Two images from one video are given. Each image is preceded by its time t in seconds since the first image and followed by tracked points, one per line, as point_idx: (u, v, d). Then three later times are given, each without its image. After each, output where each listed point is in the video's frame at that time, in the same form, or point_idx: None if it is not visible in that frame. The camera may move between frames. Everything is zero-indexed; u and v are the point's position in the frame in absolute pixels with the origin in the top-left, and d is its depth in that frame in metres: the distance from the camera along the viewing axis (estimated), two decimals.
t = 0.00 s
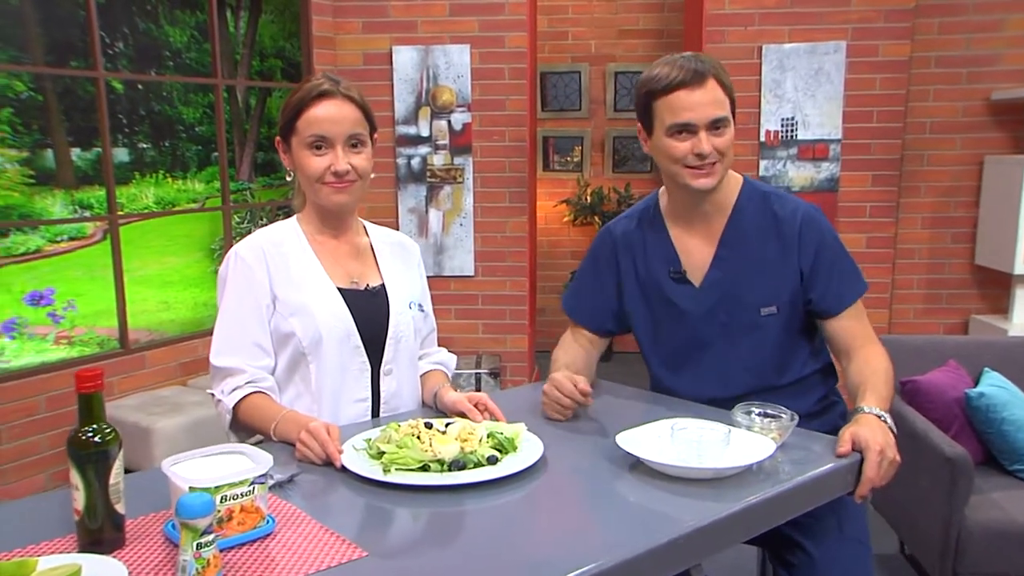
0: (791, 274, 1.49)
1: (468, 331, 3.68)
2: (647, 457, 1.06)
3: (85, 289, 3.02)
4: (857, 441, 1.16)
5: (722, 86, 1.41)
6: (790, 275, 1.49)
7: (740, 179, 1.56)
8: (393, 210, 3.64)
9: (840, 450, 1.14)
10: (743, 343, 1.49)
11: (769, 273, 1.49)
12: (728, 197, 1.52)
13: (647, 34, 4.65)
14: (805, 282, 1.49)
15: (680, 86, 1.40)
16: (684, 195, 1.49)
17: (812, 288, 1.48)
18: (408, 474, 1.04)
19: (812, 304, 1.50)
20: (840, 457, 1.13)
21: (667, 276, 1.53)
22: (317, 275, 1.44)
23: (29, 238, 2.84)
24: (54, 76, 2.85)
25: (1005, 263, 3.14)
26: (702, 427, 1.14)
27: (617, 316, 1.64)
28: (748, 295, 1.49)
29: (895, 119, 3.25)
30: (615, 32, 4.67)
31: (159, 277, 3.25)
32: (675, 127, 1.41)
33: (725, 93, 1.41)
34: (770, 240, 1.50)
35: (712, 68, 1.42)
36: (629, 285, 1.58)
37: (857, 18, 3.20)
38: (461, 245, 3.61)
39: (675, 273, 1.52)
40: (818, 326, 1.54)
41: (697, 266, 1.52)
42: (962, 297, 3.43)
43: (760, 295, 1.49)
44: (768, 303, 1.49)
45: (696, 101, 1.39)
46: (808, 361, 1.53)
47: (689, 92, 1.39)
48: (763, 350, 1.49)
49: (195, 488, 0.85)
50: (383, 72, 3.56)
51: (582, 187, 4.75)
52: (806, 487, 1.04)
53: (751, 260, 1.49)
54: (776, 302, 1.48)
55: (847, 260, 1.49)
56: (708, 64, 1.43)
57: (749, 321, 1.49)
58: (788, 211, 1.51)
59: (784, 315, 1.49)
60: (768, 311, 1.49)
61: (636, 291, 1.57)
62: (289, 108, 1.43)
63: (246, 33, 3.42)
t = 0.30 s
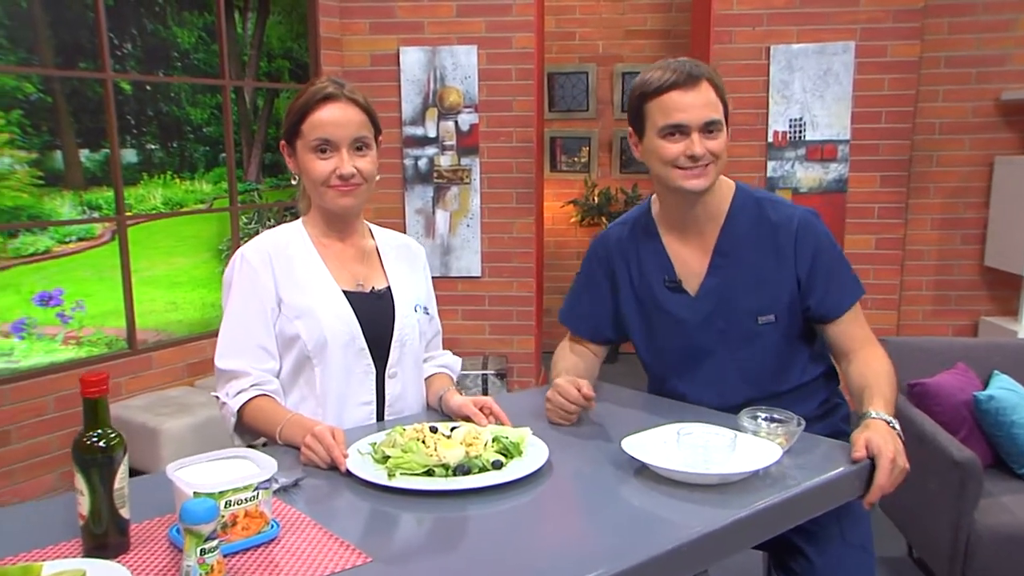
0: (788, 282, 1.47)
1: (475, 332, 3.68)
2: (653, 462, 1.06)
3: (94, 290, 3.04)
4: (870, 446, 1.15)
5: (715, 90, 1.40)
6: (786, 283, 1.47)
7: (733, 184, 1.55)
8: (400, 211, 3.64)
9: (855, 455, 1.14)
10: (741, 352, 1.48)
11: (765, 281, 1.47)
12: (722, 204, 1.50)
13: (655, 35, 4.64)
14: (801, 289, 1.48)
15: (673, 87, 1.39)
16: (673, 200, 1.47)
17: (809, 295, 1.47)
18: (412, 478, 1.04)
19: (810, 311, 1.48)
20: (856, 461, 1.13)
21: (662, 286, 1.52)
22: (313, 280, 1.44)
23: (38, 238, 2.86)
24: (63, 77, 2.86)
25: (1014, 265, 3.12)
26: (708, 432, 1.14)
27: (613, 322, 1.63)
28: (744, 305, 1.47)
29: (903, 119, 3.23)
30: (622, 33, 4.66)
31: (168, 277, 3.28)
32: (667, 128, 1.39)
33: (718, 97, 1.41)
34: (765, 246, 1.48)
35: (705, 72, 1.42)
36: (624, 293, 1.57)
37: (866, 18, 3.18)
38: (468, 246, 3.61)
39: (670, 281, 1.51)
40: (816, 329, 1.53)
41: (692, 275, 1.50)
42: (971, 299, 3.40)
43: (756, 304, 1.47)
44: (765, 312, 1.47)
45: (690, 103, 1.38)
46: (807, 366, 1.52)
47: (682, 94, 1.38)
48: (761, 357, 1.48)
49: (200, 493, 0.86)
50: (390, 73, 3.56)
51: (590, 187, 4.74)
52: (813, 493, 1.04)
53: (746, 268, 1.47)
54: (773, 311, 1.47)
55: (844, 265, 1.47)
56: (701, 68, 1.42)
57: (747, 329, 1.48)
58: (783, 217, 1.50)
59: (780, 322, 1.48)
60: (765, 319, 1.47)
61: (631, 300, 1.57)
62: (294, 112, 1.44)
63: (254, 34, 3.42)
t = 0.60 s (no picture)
0: (790, 287, 1.45)
1: (485, 331, 3.68)
2: (662, 468, 1.05)
3: (107, 289, 3.07)
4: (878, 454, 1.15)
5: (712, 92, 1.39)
6: (787, 288, 1.45)
7: (738, 186, 1.53)
8: (411, 210, 3.64)
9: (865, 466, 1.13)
10: (742, 357, 1.47)
11: (767, 286, 1.46)
12: (722, 209, 1.48)
13: (667, 33, 4.62)
14: (803, 295, 1.46)
15: (670, 90, 1.38)
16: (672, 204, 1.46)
17: (812, 301, 1.45)
18: (420, 483, 1.04)
19: (813, 317, 1.46)
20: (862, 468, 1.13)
21: (663, 289, 1.51)
22: (316, 282, 1.44)
23: (52, 237, 2.89)
24: (77, 77, 2.89)
25: None
26: (718, 438, 1.13)
27: (618, 323, 1.63)
28: (744, 309, 1.46)
29: (919, 118, 3.17)
30: (634, 31, 4.64)
31: (179, 276, 3.31)
32: (665, 132, 1.38)
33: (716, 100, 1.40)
34: (768, 250, 1.47)
35: (703, 75, 1.41)
36: (627, 294, 1.57)
37: (881, 16, 3.12)
38: (479, 245, 3.61)
39: (671, 284, 1.50)
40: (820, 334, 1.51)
41: (693, 278, 1.49)
42: (986, 299, 3.37)
43: (756, 310, 1.45)
44: (767, 318, 1.45)
45: (687, 106, 1.37)
46: (813, 370, 1.51)
47: (680, 96, 1.37)
48: (761, 363, 1.47)
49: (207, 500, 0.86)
50: (401, 72, 3.56)
51: (601, 186, 4.73)
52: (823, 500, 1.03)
53: (748, 271, 1.46)
54: (775, 317, 1.45)
55: (846, 271, 1.45)
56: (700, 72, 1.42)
57: (747, 335, 1.46)
58: (787, 221, 1.48)
59: (780, 327, 1.46)
60: (766, 325, 1.45)
61: (633, 302, 1.56)
62: (303, 114, 1.44)
63: (266, 33, 3.43)
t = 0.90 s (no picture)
0: (806, 284, 1.45)
1: (495, 328, 3.72)
2: (668, 469, 1.08)
3: (122, 285, 3.12)
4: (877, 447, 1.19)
5: (734, 111, 1.32)
6: (802, 285, 1.45)
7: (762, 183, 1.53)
8: (421, 208, 3.67)
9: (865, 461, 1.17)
10: (753, 351, 1.47)
11: (782, 282, 1.45)
12: (742, 206, 1.48)
13: (676, 32, 4.63)
14: (819, 292, 1.45)
15: (689, 117, 1.32)
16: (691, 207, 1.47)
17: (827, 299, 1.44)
18: (428, 483, 1.07)
19: (829, 315, 1.46)
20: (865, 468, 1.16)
21: (680, 280, 1.53)
22: (327, 285, 1.47)
23: (68, 235, 2.95)
24: (93, 77, 2.93)
25: None
26: (724, 439, 1.16)
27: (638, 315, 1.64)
28: (757, 303, 1.46)
29: (927, 117, 3.17)
30: (643, 29, 4.64)
31: (192, 273, 3.35)
32: (682, 157, 1.36)
33: (738, 120, 1.33)
34: (786, 247, 1.46)
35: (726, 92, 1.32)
36: (646, 285, 1.59)
37: (890, 15, 3.13)
38: (489, 242, 3.64)
39: (688, 275, 1.51)
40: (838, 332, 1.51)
41: (709, 271, 1.50)
42: (994, 297, 3.38)
43: (769, 304, 1.46)
44: (779, 312, 1.46)
45: (705, 134, 1.31)
46: (826, 368, 1.50)
47: (698, 127, 1.31)
48: (772, 358, 1.47)
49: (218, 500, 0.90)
50: (412, 71, 3.59)
51: (610, 184, 4.74)
52: (828, 501, 1.06)
53: (763, 266, 1.46)
54: (788, 312, 1.45)
55: (865, 271, 1.44)
56: (723, 87, 1.32)
57: (758, 328, 1.47)
58: (808, 219, 1.47)
59: (794, 323, 1.46)
60: (778, 320, 1.46)
61: (652, 293, 1.58)
62: (314, 117, 1.47)
63: (278, 32, 3.45)
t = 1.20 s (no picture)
0: (838, 284, 1.44)
1: (509, 319, 3.81)
2: (678, 466, 1.17)
3: (149, 277, 3.24)
4: (851, 416, 1.28)
5: (778, 116, 1.31)
6: (835, 285, 1.44)
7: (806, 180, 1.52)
8: (438, 202, 3.76)
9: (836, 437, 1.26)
10: (775, 344, 1.49)
11: (814, 280, 1.45)
12: (785, 202, 1.47)
13: (688, 28, 4.67)
14: (852, 295, 1.45)
15: (729, 122, 1.31)
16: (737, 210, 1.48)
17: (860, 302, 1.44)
18: (443, 477, 1.16)
19: (862, 317, 1.45)
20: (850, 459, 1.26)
21: (715, 270, 1.54)
22: (344, 284, 1.56)
23: (98, 228, 3.06)
24: (121, 76, 3.04)
25: None
26: (731, 437, 1.25)
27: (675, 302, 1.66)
28: (788, 299, 1.47)
29: (936, 113, 3.22)
30: (656, 26, 4.69)
31: (216, 265, 3.46)
32: (723, 161, 1.36)
33: (781, 125, 1.32)
34: (824, 247, 1.45)
35: (769, 96, 1.31)
36: (682, 272, 1.60)
37: (898, 13, 3.17)
38: (503, 236, 3.72)
39: (723, 266, 1.52)
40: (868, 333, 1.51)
41: (744, 264, 1.51)
42: (1000, 291, 3.43)
43: (799, 300, 1.46)
44: (807, 310, 1.46)
45: (745, 139, 1.31)
46: (850, 369, 1.50)
47: (739, 132, 1.31)
48: (794, 354, 1.48)
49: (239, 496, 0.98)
50: (429, 68, 3.67)
51: (622, 178, 4.81)
52: (830, 500, 1.13)
53: (799, 264, 1.46)
54: (817, 310, 1.45)
55: (899, 278, 1.43)
56: (766, 91, 1.31)
57: (783, 322, 1.47)
58: (849, 220, 1.45)
59: (822, 322, 1.46)
60: (802, 317, 1.46)
61: (687, 281, 1.60)
62: (333, 120, 1.54)
63: (299, 31, 3.54)
